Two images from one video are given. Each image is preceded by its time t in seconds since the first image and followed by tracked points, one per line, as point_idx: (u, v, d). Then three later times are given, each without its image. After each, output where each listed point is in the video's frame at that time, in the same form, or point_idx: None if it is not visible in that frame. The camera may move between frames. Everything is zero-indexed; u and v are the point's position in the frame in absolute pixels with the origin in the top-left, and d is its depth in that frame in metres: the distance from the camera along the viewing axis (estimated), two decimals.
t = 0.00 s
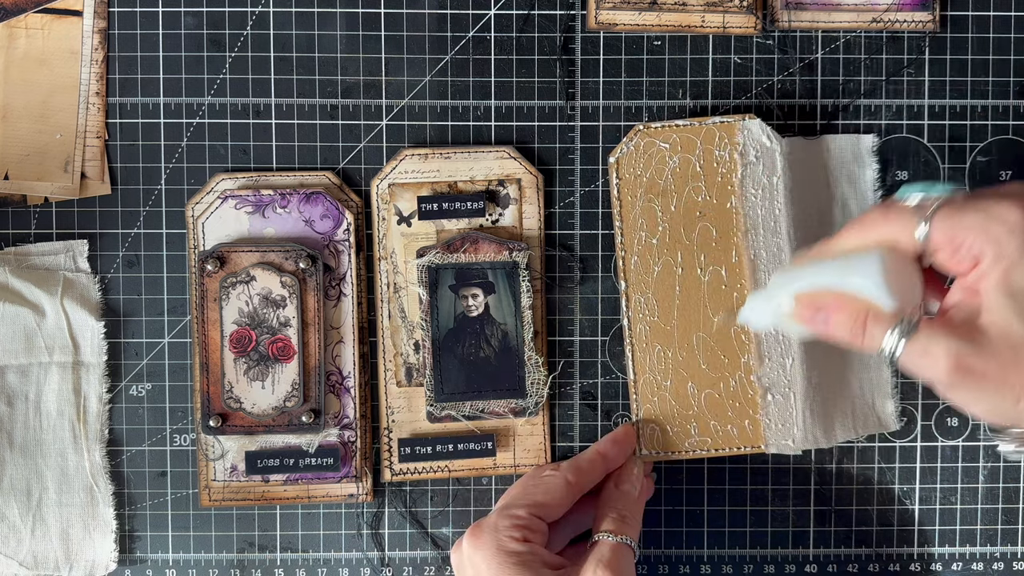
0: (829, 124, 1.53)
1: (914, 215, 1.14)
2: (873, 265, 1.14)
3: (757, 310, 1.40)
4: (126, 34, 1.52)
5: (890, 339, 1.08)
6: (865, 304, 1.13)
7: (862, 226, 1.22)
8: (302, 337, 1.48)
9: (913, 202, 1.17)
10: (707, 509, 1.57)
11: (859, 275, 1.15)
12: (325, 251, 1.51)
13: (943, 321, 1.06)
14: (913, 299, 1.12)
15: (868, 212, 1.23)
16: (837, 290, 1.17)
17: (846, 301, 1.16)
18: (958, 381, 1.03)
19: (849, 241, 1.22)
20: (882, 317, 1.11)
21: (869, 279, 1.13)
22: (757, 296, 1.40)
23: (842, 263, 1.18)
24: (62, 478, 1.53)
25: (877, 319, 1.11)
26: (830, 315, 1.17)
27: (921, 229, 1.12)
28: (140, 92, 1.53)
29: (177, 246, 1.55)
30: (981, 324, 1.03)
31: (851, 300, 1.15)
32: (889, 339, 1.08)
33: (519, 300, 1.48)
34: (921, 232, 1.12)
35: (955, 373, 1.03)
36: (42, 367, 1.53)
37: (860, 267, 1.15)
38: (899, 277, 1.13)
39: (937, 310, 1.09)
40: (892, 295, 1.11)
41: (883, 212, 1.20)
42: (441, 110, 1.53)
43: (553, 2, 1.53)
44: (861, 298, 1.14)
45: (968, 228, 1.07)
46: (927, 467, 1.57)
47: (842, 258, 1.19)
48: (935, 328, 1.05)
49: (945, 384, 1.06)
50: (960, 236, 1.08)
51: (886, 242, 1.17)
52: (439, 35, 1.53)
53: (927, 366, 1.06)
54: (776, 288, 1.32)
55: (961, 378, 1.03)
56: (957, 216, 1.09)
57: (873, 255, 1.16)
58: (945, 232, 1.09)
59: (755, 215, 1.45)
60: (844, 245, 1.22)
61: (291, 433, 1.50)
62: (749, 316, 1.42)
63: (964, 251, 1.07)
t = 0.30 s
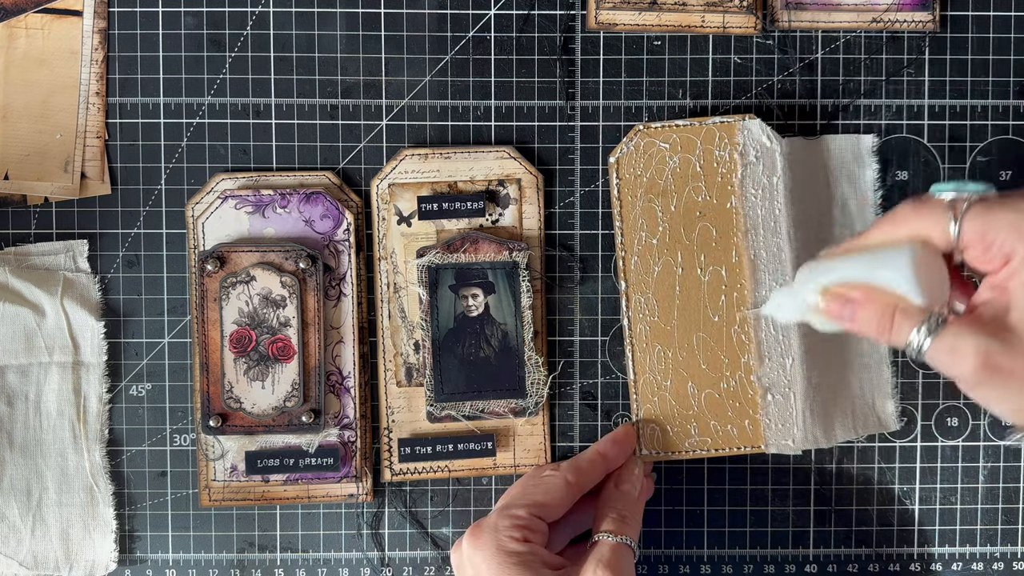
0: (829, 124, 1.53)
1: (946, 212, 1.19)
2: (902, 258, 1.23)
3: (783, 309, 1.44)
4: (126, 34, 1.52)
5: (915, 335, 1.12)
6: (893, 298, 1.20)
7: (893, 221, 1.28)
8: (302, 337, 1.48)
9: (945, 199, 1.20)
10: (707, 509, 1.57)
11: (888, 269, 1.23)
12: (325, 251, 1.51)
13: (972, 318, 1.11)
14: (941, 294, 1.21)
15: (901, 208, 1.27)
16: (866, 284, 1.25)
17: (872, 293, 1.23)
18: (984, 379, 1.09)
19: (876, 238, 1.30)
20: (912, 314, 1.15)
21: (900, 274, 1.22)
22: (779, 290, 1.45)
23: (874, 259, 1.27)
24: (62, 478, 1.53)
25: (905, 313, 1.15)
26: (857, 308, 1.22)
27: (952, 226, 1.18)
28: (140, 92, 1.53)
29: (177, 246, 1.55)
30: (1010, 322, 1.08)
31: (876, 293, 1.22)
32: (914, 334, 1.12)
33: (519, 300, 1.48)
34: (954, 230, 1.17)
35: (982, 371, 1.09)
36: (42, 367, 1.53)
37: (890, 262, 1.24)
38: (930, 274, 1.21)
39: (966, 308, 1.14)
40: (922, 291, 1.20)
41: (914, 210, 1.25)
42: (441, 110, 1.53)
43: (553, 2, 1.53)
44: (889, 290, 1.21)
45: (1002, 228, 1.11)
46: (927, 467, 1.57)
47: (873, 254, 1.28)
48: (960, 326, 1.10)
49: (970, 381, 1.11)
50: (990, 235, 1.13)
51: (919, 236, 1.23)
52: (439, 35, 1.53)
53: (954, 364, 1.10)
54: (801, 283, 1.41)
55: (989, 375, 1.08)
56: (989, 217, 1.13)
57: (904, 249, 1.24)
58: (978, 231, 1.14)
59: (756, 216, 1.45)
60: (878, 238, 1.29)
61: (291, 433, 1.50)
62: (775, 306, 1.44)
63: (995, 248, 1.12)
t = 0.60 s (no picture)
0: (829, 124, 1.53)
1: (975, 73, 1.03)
2: (927, 118, 0.99)
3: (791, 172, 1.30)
4: (126, 34, 1.52)
5: (926, 199, 0.92)
6: (910, 159, 0.98)
7: (919, 82, 1.09)
8: (302, 337, 1.48)
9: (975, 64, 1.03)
10: (707, 509, 1.57)
11: (909, 132, 0.99)
12: (325, 251, 1.51)
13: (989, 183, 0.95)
14: (956, 161, 0.99)
15: (925, 73, 1.09)
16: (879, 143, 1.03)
17: (889, 153, 1.00)
18: (993, 244, 0.86)
19: (898, 101, 1.11)
20: (926, 173, 0.94)
21: (923, 135, 0.98)
22: (775, 293, 1.46)
23: (893, 119, 1.03)
24: (62, 478, 1.53)
25: (919, 174, 0.94)
26: (870, 167, 1.00)
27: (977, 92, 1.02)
28: (140, 92, 1.53)
29: (177, 246, 1.55)
30: None
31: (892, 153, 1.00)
32: (925, 197, 0.92)
33: (519, 300, 1.48)
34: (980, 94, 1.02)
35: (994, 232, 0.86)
36: (42, 367, 1.53)
37: (909, 122, 1.00)
38: (951, 137, 0.98)
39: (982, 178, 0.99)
40: (943, 154, 0.97)
41: (940, 73, 1.06)
42: (441, 110, 1.53)
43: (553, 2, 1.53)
44: (904, 153, 0.99)
45: None
46: (927, 467, 1.57)
47: (895, 113, 1.03)
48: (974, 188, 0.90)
49: (975, 249, 0.89)
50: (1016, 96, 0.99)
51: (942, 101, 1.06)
52: (439, 35, 1.53)
53: (963, 229, 0.88)
54: (816, 146, 1.17)
55: (996, 238, 0.86)
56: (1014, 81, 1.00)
57: (925, 111, 1.00)
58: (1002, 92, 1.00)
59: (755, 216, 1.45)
60: (893, 106, 1.09)
61: (291, 433, 1.50)
62: (784, 176, 1.33)
63: (1020, 112, 0.99)
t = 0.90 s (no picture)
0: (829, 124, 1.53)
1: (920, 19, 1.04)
2: (873, 63, 1.04)
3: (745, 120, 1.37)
4: (126, 34, 1.52)
5: (871, 143, 0.96)
6: (857, 103, 1.02)
7: (868, 28, 1.10)
8: (302, 337, 1.48)
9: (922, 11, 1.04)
10: (707, 509, 1.57)
11: (857, 78, 1.05)
12: (325, 251, 1.51)
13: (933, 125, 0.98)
14: (902, 103, 1.05)
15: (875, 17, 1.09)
16: (828, 87, 1.08)
17: (836, 98, 1.04)
18: (935, 187, 0.93)
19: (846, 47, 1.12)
20: (872, 116, 0.98)
21: (867, 81, 1.04)
22: (775, 287, 1.46)
23: (839, 64, 1.08)
24: (62, 478, 1.53)
25: (865, 117, 0.98)
26: (819, 111, 1.04)
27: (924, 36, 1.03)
28: (140, 92, 1.53)
29: (177, 246, 1.55)
30: (968, 131, 0.96)
31: (838, 96, 1.05)
32: (869, 141, 0.96)
33: (519, 300, 1.48)
34: (925, 38, 1.03)
35: (934, 175, 0.93)
36: (42, 367, 1.53)
37: (860, 66, 1.05)
38: (896, 82, 1.04)
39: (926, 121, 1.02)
40: (888, 99, 1.03)
41: (892, 16, 1.06)
42: (441, 110, 1.53)
43: (553, 2, 1.53)
44: (851, 98, 1.04)
45: (973, 34, 0.99)
46: (927, 467, 1.57)
47: (841, 58, 1.08)
48: (917, 129, 0.95)
49: (918, 190, 0.96)
50: (963, 41, 1.00)
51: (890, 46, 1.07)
52: (439, 35, 1.53)
53: (905, 171, 0.95)
54: (768, 93, 1.22)
55: (939, 181, 0.93)
56: (965, 22, 1.00)
57: (872, 55, 1.05)
58: (947, 37, 1.01)
59: (755, 215, 1.45)
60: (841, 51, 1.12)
61: (291, 433, 1.50)
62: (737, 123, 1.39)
63: (965, 57, 1.01)
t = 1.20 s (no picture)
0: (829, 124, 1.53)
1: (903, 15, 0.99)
2: (856, 57, 0.97)
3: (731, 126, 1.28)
4: (126, 34, 1.52)
5: (858, 138, 0.92)
6: (840, 101, 0.97)
7: (850, 26, 1.04)
8: (302, 337, 1.48)
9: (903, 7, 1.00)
10: (707, 509, 1.57)
11: (838, 72, 0.97)
12: (325, 251, 1.51)
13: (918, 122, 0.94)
14: (890, 100, 0.98)
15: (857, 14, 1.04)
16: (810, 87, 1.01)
17: (821, 96, 0.98)
18: (918, 184, 0.91)
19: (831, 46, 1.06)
20: (857, 116, 0.94)
21: (848, 78, 0.96)
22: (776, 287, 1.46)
23: (819, 62, 1.00)
24: (62, 478, 1.53)
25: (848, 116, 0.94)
26: (803, 110, 0.99)
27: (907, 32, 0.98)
28: (140, 92, 1.53)
29: (177, 246, 1.55)
30: (952, 128, 0.93)
31: (821, 96, 0.99)
32: (856, 138, 0.93)
33: (519, 299, 1.48)
34: (908, 34, 0.98)
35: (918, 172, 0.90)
36: (42, 367, 1.53)
37: (840, 61, 0.98)
38: (880, 78, 0.97)
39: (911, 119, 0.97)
40: (872, 95, 0.96)
41: (872, 13, 1.02)
42: (441, 110, 1.53)
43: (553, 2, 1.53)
44: (834, 94, 0.97)
45: (955, 28, 0.95)
46: (927, 467, 1.57)
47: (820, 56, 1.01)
48: (904, 127, 0.91)
49: (901, 187, 0.93)
50: (945, 36, 0.96)
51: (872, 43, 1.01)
52: (439, 35, 1.53)
53: (890, 169, 0.91)
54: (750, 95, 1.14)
55: (922, 179, 0.90)
56: (946, 18, 0.96)
57: (855, 50, 0.98)
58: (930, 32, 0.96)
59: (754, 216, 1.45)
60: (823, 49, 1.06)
61: (291, 433, 1.50)
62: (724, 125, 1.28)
63: (948, 52, 0.96)
